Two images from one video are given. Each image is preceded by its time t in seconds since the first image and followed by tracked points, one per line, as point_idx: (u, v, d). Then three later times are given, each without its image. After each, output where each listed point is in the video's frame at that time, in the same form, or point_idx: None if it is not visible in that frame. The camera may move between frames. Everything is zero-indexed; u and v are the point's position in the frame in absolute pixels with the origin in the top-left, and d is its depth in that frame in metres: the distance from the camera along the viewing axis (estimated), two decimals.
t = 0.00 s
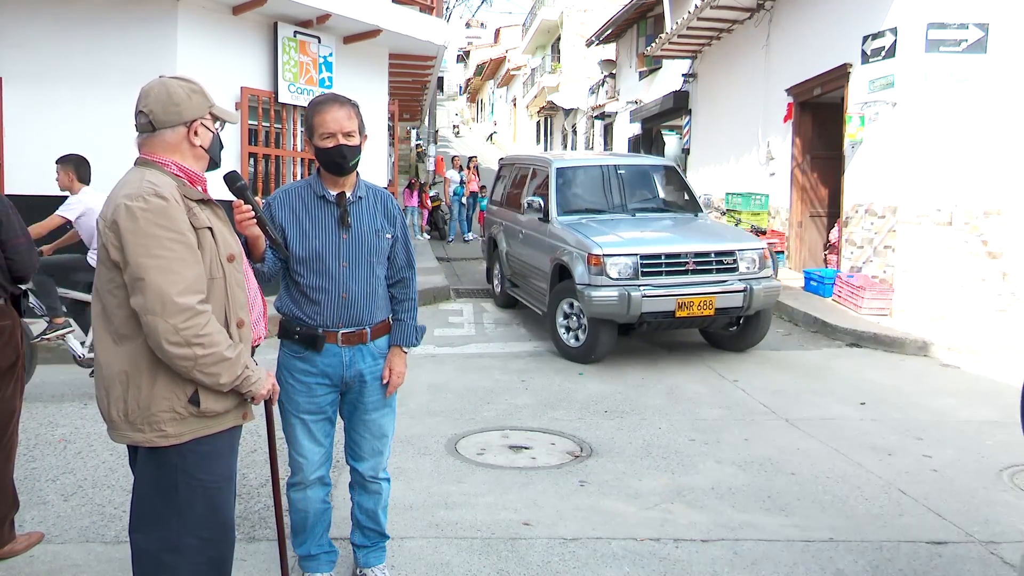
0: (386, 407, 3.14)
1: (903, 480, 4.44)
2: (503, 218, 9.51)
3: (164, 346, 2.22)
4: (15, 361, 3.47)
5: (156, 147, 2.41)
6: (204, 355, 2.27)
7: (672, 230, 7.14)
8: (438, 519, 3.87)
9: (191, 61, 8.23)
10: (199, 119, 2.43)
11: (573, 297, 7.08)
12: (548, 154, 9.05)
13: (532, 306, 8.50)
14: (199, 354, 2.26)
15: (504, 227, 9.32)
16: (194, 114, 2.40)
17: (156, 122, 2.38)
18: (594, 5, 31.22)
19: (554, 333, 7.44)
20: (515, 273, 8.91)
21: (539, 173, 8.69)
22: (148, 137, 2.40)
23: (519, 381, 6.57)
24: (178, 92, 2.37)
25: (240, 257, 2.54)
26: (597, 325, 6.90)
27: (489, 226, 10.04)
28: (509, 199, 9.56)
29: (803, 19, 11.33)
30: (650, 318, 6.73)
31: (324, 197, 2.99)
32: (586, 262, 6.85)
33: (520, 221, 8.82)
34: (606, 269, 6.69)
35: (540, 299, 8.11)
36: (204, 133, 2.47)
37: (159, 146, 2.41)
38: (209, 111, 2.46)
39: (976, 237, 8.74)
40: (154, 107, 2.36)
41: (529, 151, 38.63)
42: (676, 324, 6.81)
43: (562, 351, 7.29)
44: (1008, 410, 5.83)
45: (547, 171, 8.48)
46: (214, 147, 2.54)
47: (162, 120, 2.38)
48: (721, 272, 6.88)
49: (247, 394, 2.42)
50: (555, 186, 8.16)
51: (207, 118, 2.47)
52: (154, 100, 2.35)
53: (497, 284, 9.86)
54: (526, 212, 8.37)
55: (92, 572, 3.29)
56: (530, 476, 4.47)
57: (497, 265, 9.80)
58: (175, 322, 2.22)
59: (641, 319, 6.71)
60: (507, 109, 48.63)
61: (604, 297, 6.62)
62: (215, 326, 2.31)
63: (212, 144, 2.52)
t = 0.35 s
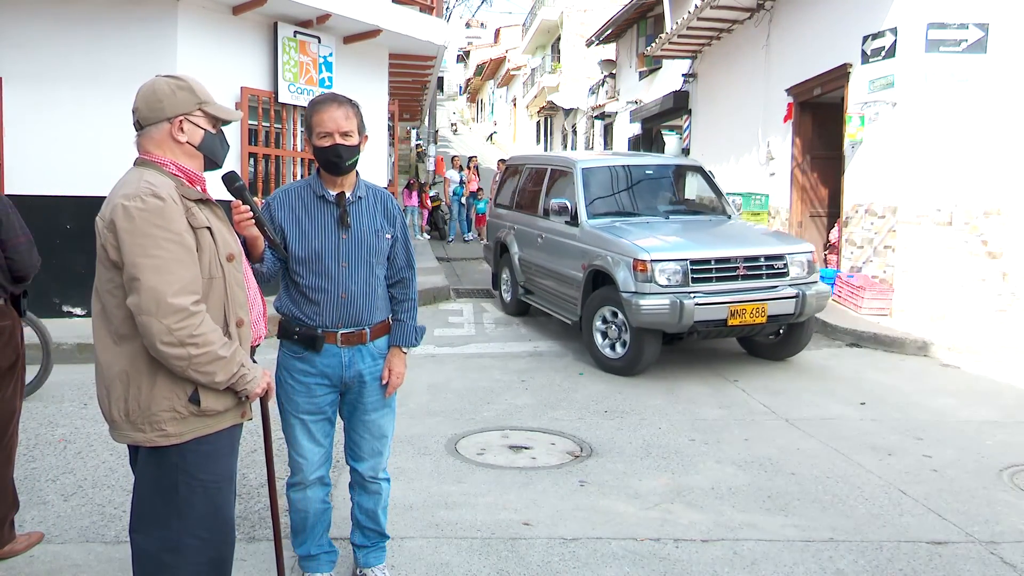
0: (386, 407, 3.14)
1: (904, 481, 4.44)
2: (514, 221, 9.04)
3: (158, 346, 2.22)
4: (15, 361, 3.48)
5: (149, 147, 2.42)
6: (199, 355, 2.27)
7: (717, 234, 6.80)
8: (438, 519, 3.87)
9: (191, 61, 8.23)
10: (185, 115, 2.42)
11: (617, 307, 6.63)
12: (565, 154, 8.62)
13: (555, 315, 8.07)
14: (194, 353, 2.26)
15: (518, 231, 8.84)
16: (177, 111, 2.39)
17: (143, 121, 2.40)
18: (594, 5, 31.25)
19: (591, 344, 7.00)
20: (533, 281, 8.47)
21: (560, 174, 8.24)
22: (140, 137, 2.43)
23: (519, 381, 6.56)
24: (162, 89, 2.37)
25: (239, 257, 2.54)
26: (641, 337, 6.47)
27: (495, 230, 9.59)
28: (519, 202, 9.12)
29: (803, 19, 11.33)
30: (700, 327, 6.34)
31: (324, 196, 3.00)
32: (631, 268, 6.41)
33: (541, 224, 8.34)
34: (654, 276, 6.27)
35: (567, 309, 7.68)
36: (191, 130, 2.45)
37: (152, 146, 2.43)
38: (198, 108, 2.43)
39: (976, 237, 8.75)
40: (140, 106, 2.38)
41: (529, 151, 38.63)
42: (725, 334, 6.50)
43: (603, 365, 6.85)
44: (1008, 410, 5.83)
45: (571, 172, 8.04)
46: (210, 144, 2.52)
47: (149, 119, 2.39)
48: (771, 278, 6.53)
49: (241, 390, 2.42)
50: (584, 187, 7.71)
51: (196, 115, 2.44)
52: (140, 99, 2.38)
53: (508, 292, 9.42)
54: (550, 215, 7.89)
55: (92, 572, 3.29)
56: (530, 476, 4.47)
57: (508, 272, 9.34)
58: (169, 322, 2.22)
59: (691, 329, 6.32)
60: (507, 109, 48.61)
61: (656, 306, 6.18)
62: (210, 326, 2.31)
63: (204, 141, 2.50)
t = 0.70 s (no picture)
0: (386, 407, 3.14)
1: (904, 480, 4.44)
2: (534, 225, 8.48)
3: (151, 346, 2.22)
4: (15, 362, 3.48)
5: (147, 148, 2.44)
6: (191, 355, 2.27)
7: (775, 239, 6.37)
8: (438, 519, 3.87)
9: (191, 61, 8.23)
10: (179, 114, 2.41)
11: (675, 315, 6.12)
12: (592, 153, 8.09)
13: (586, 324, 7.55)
14: (185, 354, 2.26)
15: (540, 234, 8.28)
16: (170, 110, 2.39)
17: (139, 123, 2.41)
18: (594, 5, 31.27)
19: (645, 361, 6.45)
20: (559, 288, 7.94)
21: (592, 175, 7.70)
22: (138, 139, 2.45)
23: (519, 381, 6.56)
24: (155, 90, 2.38)
25: (237, 257, 2.53)
26: (705, 348, 5.95)
27: (508, 234, 9.01)
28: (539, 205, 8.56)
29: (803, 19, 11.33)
30: (769, 339, 5.86)
31: (323, 196, 3.00)
32: (695, 277, 5.90)
33: (570, 228, 7.78)
34: (724, 287, 5.77)
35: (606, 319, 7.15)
36: (185, 129, 2.44)
37: (151, 147, 2.44)
38: (192, 106, 2.42)
39: (976, 237, 8.75)
40: (135, 108, 2.39)
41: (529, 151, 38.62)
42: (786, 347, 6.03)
43: (661, 381, 6.30)
44: (1008, 410, 5.83)
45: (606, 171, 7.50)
46: (209, 142, 2.51)
47: (144, 121, 2.41)
48: (838, 285, 6.10)
49: (236, 391, 2.41)
50: (624, 188, 7.17)
51: (191, 114, 2.44)
52: (134, 101, 2.39)
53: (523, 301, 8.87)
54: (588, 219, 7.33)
55: (91, 572, 3.29)
56: (530, 476, 4.47)
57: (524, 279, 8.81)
58: (161, 323, 2.22)
59: (760, 342, 5.82)
60: (506, 109, 48.60)
61: (725, 318, 5.69)
62: (203, 327, 2.30)
63: (201, 139, 2.48)
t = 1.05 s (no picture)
0: (386, 407, 3.14)
1: (904, 481, 4.44)
2: (563, 229, 7.97)
3: (148, 347, 2.22)
4: (16, 362, 3.48)
5: (149, 148, 2.44)
6: (188, 357, 2.27)
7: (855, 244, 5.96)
8: (438, 519, 3.87)
9: (191, 61, 8.23)
10: (184, 116, 2.42)
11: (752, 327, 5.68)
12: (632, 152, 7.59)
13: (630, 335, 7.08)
14: (182, 356, 2.26)
15: (572, 240, 7.76)
16: (175, 112, 2.39)
17: (143, 124, 2.41)
18: (594, 5, 31.29)
19: (724, 385, 5.89)
20: (597, 296, 7.46)
21: (636, 176, 7.21)
22: (142, 140, 2.44)
23: (519, 381, 6.56)
24: (159, 91, 2.37)
25: (236, 258, 2.53)
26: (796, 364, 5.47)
27: (529, 239, 8.49)
28: (568, 208, 8.05)
29: (803, 19, 11.33)
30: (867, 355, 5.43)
31: (323, 196, 3.00)
32: (785, 287, 5.43)
33: (610, 232, 7.29)
34: (819, 298, 5.31)
35: (659, 330, 6.69)
36: (190, 130, 2.45)
37: (153, 148, 2.44)
38: (196, 108, 2.42)
39: (976, 237, 8.68)
40: (139, 109, 2.39)
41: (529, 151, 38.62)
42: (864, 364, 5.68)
43: (750, 404, 5.72)
44: (1009, 410, 5.83)
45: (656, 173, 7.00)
46: (211, 144, 2.51)
47: (148, 122, 2.40)
48: (927, 293, 5.74)
49: (235, 393, 2.40)
50: (681, 191, 6.69)
51: (196, 116, 2.44)
52: (138, 101, 2.38)
53: (546, 310, 8.34)
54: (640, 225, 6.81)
55: (91, 572, 3.29)
56: (530, 476, 4.47)
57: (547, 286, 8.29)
58: (158, 324, 2.22)
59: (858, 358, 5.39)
60: (506, 109, 48.58)
61: (824, 331, 5.24)
62: (201, 329, 2.30)
63: (205, 141, 2.49)
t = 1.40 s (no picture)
0: (386, 407, 3.14)
1: (904, 481, 4.43)
2: (607, 232, 7.48)
3: (149, 346, 2.22)
4: (17, 363, 3.49)
5: (147, 148, 2.43)
6: (189, 357, 2.27)
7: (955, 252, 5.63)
8: (438, 519, 3.87)
9: (191, 61, 8.23)
10: (181, 116, 2.42)
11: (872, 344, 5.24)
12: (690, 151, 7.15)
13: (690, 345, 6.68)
14: (183, 356, 2.26)
15: (620, 243, 7.31)
16: (172, 112, 2.39)
17: (140, 125, 2.41)
18: (594, 5, 31.31)
19: (829, 405, 5.44)
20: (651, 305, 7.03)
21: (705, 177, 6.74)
22: (138, 140, 2.45)
23: (519, 381, 6.56)
24: (155, 91, 2.37)
25: (234, 258, 2.53)
26: (919, 382, 5.07)
27: (562, 241, 8.00)
28: (611, 210, 7.58)
29: (803, 19, 11.33)
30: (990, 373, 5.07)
31: (323, 196, 3.00)
32: (908, 300, 5.02)
33: (670, 236, 6.85)
34: (950, 311, 4.92)
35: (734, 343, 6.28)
36: (187, 130, 2.45)
37: (151, 148, 2.44)
38: (193, 107, 2.42)
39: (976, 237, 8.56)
40: (136, 110, 2.39)
41: (529, 151, 38.62)
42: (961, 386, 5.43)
43: (869, 426, 5.26)
44: (1010, 410, 5.82)
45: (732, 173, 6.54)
46: (209, 143, 2.51)
47: (144, 122, 2.41)
48: None
49: (235, 393, 2.41)
50: (764, 194, 6.26)
51: (192, 115, 2.44)
52: (134, 103, 2.39)
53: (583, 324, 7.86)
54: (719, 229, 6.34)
55: (91, 572, 3.29)
56: (530, 476, 4.47)
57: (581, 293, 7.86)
58: (159, 323, 2.22)
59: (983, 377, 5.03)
60: (506, 109, 48.56)
61: (957, 348, 4.85)
62: (202, 329, 2.30)
63: (202, 140, 2.49)
